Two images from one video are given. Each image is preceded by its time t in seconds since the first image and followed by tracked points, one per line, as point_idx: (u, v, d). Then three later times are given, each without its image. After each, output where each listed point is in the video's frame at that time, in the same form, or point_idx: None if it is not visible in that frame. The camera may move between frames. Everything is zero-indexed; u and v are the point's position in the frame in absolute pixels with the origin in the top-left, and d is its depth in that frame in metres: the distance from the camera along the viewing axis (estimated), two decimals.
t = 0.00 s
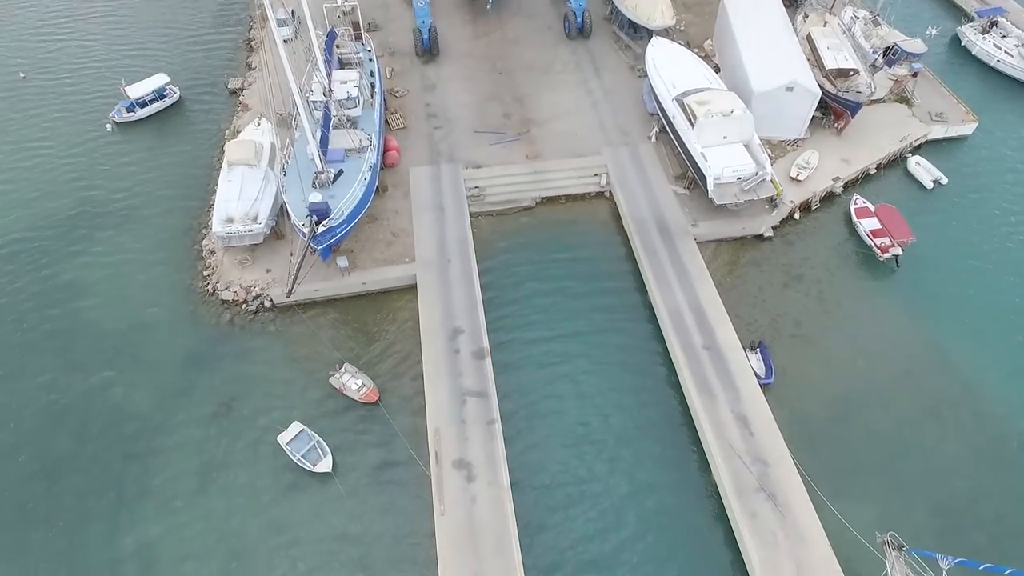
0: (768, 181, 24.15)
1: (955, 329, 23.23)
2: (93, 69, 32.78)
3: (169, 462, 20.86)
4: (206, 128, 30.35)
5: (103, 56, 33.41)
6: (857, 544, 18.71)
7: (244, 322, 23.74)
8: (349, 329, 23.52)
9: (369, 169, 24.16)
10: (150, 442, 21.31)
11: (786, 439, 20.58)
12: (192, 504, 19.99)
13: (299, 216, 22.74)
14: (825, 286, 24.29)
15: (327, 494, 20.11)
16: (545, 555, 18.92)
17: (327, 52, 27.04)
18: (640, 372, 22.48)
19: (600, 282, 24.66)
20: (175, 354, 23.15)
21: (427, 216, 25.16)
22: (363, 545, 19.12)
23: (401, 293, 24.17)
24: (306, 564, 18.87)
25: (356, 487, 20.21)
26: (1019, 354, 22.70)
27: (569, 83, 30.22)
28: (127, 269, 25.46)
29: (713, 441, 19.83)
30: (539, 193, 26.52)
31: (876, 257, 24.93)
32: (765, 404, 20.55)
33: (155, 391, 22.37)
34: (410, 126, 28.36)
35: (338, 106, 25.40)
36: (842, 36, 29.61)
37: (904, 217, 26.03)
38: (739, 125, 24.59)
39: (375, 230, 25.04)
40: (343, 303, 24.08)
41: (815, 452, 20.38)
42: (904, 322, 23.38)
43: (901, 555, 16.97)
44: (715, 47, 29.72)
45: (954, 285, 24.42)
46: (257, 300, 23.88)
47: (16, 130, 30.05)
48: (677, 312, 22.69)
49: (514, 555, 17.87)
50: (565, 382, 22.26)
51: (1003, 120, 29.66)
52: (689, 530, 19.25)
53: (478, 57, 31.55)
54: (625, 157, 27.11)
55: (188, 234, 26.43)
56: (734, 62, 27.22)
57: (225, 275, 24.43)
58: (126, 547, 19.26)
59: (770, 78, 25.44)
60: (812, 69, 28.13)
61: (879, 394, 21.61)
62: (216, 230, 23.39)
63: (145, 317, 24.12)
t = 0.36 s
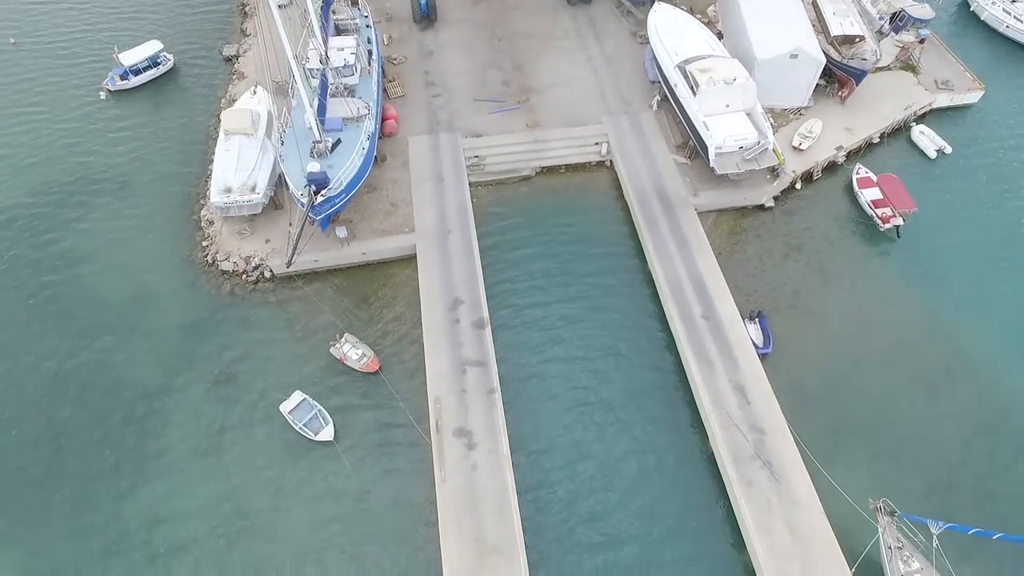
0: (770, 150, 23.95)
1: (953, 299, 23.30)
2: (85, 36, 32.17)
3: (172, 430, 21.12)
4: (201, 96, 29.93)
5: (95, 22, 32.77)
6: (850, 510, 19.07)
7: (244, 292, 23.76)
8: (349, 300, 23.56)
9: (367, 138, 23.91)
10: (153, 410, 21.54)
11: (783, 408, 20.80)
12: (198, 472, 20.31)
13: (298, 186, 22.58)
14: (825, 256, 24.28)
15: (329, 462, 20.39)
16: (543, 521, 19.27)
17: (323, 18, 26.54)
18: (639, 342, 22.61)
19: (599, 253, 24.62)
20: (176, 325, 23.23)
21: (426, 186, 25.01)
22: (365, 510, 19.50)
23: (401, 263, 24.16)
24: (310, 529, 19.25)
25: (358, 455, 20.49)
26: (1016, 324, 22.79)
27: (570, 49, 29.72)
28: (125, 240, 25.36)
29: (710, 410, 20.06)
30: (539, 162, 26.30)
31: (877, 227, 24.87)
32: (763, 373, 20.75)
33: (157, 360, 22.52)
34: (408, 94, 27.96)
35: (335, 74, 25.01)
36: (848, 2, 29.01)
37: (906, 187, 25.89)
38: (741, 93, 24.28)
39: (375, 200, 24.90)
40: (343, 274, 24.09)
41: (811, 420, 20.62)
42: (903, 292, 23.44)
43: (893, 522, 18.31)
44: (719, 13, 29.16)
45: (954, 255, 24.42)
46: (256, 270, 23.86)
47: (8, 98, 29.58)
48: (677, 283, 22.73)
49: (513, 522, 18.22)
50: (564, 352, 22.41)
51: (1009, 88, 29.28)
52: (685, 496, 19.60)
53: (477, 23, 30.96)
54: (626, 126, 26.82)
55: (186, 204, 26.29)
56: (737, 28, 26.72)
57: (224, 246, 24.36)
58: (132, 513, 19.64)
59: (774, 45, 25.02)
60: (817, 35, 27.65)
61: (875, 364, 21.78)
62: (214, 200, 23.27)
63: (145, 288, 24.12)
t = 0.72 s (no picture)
0: (772, 115, 23.69)
1: (953, 267, 23.32)
2: None
3: (175, 397, 21.33)
4: (195, 61, 29.39)
5: None
6: (843, 474, 19.45)
7: (244, 260, 23.71)
8: (348, 268, 23.53)
9: (365, 104, 23.59)
10: (155, 378, 21.72)
11: (780, 375, 20.99)
12: (202, 438, 20.57)
13: (295, 152, 22.36)
14: (825, 224, 24.19)
15: (331, 428, 20.68)
16: (542, 484, 19.64)
17: None
18: (638, 309, 22.68)
19: (599, 220, 24.49)
20: (176, 293, 23.25)
21: (424, 153, 24.75)
22: (367, 475, 19.86)
23: (400, 231, 24.07)
24: (313, 494, 19.59)
25: (359, 421, 20.76)
26: (1014, 291, 22.86)
27: (570, 12, 29.10)
28: (122, 208, 25.19)
29: (709, 377, 20.24)
30: (540, 128, 26.03)
31: (878, 194, 24.74)
32: (761, 340, 20.88)
33: (158, 329, 22.62)
34: (406, 58, 27.45)
35: (331, 37, 24.54)
36: None
37: (909, 154, 25.67)
38: (744, 58, 23.94)
39: (373, 166, 24.66)
40: (342, 242, 24.02)
41: (808, 387, 20.85)
42: (903, 260, 23.44)
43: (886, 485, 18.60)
44: None
45: (955, 223, 24.33)
46: (255, 238, 23.75)
47: None
48: (677, 250, 22.68)
49: (513, 486, 18.58)
50: (564, 320, 22.48)
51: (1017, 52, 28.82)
52: (682, 460, 19.95)
53: None
54: (627, 90, 26.42)
55: (182, 171, 26.03)
56: None
57: (222, 213, 24.19)
58: (138, 478, 19.97)
59: (779, 8, 24.64)
60: None
61: (873, 331, 21.91)
62: (211, 167, 23.05)
63: (144, 256, 24.06)
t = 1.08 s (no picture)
0: (777, 80, 23.37)
1: (954, 235, 23.27)
2: None
3: (176, 364, 21.48)
4: (188, 23, 28.80)
5: None
6: (838, 439, 19.74)
7: (242, 227, 23.60)
8: (347, 235, 23.44)
9: (362, 68, 23.17)
10: (156, 345, 21.83)
11: (778, 342, 21.13)
12: (204, 404, 20.77)
13: (292, 118, 22.08)
14: (827, 191, 24.03)
15: (332, 394, 20.86)
16: (542, 449, 19.92)
17: None
18: (637, 276, 22.69)
19: (599, 186, 24.30)
20: (175, 261, 23.21)
21: (422, 118, 24.41)
22: (368, 440, 20.11)
23: (399, 198, 23.90)
24: (315, 459, 19.87)
25: (360, 387, 20.94)
26: (1014, 259, 22.87)
27: None
28: (118, 174, 24.95)
29: (707, 344, 20.38)
30: (540, 93, 25.62)
31: (881, 160, 24.52)
32: (760, 307, 20.95)
33: (157, 296, 22.64)
34: (404, 20, 26.87)
35: None
36: None
37: (914, 119, 25.40)
38: (749, 20, 23.55)
39: (371, 132, 24.34)
40: (341, 209, 23.87)
41: (805, 354, 21.01)
42: (903, 227, 23.37)
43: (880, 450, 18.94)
44: None
45: (957, 190, 24.20)
46: (253, 205, 23.58)
47: None
48: (677, 217, 22.58)
49: (513, 450, 18.85)
50: (564, 287, 22.48)
51: None
52: (680, 426, 20.21)
53: None
54: (629, 54, 25.95)
55: (177, 137, 25.67)
56: None
57: (219, 179, 23.97)
58: (142, 443, 20.23)
59: None
60: None
61: (871, 299, 21.99)
62: (207, 132, 22.78)
63: (141, 223, 23.94)
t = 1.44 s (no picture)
0: (781, 45, 23.29)
1: (957, 202, 23.13)
2: None
3: (178, 332, 21.56)
4: None
5: None
6: (835, 405, 19.96)
7: (240, 194, 23.42)
8: (346, 203, 23.28)
9: (359, 31, 22.72)
10: (157, 313, 21.88)
11: (778, 310, 21.19)
12: (206, 371, 20.92)
13: (288, 83, 21.75)
14: (830, 157, 23.80)
15: (333, 361, 20.99)
16: (541, 415, 20.12)
17: None
18: (638, 244, 22.63)
19: (600, 153, 24.06)
20: (174, 229, 23.12)
21: (421, 83, 24.03)
22: (370, 406, 20.32)
23: (398, 165, 23.67)
24: (318, 426, 20.10)
25: (361, 354, 21.06)
26: (1016, 226, 22.78)
27: None
28: (114, 140, 24.68)
29: (706, 312, 20.44)
30: (540, 58, 25.19)
31: (886, 125, 24.25)
32: (760, 276, 20.94)
33: (157, 264, 22.62)
34: None
35: None
36: None
37: (920, 84, 25.03)
38: None
39: (368, 97, 23.99)
40: (339, 176, 23.67)
41: (804, 321, 21.09)
42: (906, 194, 23.22)
43: (876, 416, 19.14)
44: None
45: (961, 157, 23.98)
46: (251, 172, 23.36)
47: None
48: (678, 184, 22.41)
49: (513, 417, 19.07)
50: (565, 255, 22.44)
51: None
52: (679, 392, 20.41)
53: None
54: (631, 17, 25.47)
55: (172, 103, 25.29)
56: None
57: (216, 146, 23.70)
58: (146, 409, 20.45)
59: None
60: None
61: (872, 266, 21.98)
62: (202, 98, 22.47)
63: (139, 190, 23.78)
